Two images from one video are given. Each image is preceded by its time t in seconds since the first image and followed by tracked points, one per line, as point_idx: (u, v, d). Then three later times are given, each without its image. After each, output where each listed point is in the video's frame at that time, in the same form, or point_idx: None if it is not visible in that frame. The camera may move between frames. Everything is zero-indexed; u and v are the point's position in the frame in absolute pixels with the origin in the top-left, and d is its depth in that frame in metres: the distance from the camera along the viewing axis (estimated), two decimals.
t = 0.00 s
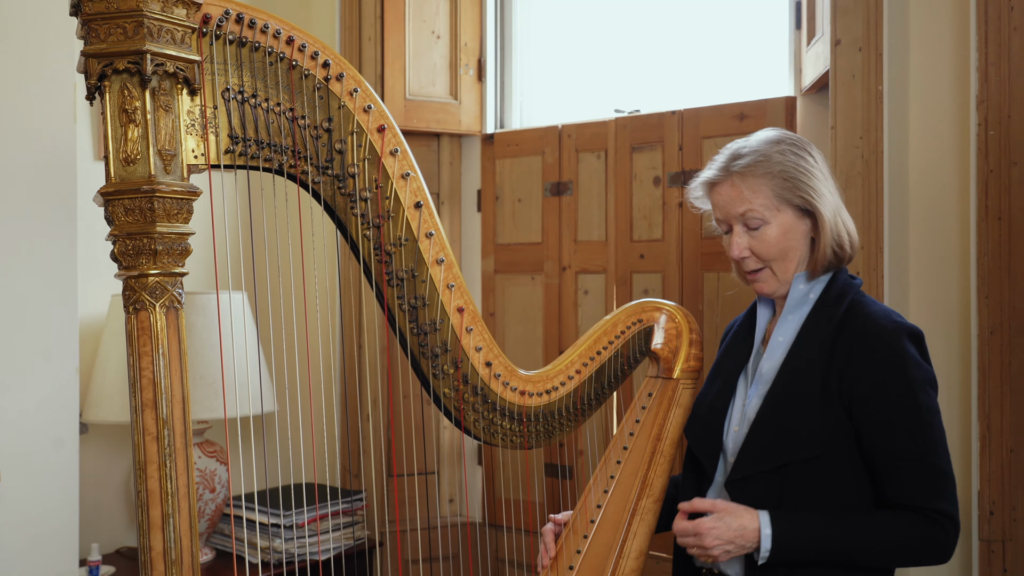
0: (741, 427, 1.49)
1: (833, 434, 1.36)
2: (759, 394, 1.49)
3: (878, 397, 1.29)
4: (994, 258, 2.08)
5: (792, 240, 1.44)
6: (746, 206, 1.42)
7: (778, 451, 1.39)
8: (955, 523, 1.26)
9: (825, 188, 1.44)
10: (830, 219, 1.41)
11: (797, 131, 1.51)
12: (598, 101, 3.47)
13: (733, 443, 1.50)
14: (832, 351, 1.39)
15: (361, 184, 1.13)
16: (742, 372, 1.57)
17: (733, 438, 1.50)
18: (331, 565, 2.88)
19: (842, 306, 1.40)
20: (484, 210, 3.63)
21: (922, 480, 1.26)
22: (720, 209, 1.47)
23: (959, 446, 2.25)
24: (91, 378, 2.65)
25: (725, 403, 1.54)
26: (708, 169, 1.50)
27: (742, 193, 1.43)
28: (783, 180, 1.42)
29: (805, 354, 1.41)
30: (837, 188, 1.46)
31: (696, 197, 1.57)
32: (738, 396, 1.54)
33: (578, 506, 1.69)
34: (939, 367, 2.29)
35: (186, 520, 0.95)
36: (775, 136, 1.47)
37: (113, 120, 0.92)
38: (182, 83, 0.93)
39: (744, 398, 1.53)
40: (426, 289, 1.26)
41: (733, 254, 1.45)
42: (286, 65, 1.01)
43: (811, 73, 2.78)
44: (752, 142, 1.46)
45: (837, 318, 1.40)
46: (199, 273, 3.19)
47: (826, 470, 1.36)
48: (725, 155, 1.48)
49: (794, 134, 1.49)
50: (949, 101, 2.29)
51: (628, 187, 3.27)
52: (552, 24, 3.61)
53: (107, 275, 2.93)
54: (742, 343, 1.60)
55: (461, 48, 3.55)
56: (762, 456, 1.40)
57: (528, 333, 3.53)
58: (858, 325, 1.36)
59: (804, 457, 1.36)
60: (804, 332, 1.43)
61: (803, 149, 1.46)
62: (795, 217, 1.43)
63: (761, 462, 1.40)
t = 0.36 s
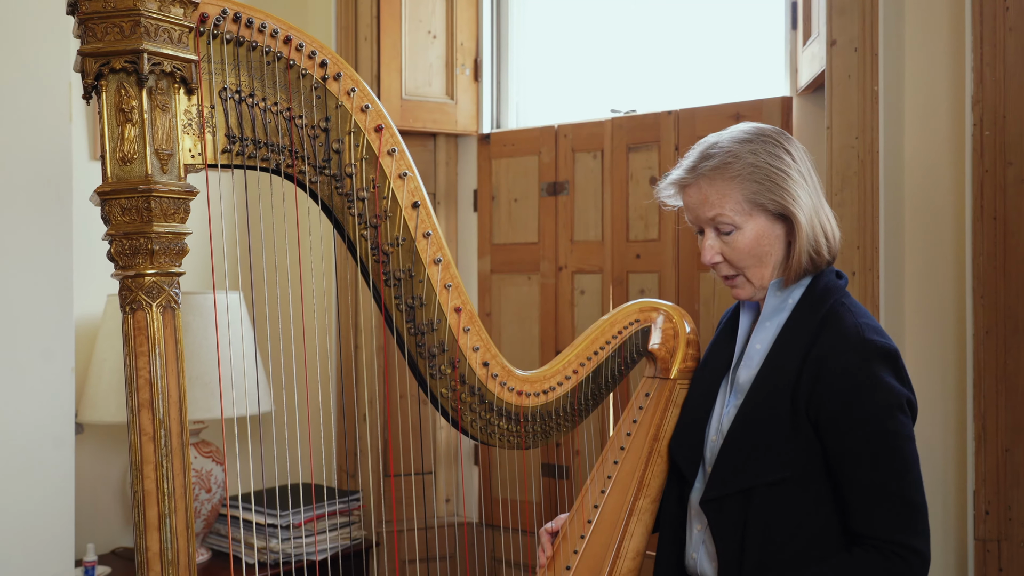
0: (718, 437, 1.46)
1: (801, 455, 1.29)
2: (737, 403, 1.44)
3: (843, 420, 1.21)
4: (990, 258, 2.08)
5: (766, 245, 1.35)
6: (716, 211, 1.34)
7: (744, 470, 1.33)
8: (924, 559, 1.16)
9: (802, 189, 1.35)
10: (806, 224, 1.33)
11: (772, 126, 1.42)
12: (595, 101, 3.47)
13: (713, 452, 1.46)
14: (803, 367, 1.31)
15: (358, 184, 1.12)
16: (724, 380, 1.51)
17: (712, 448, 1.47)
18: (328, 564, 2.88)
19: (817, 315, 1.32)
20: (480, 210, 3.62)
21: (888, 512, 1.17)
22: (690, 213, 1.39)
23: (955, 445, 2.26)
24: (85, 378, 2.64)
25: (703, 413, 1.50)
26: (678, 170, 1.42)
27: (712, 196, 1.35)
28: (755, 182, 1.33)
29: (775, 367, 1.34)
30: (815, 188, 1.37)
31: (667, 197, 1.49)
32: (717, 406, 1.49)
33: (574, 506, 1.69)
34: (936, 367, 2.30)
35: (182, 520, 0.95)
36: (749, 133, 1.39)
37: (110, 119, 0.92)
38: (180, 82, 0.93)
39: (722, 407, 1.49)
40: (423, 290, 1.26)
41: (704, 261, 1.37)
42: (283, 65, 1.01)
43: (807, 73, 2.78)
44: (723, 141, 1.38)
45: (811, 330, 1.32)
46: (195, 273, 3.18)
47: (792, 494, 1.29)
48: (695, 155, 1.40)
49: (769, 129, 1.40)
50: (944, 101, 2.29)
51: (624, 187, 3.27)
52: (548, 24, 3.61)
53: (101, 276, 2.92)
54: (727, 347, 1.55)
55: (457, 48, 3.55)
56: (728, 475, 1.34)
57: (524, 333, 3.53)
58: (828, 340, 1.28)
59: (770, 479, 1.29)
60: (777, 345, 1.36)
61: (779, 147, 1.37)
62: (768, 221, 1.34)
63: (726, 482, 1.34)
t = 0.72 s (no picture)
0: (703, 439, 1.45)
1: (786, 463, 1.28)
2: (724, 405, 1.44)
3: (830, 431, 1.21)
4: (987, 258, 2.09)
5: (760, 248, 1.34)
6: (709, 212, 1.33)
7: (728, 476, 1.32)
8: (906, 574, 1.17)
9: (799, 192, 1.33)
10: (802, 229, 1.31)
11: (772, 125, 1.40)
12: (592, 101, 3.47)
13: (697, 456, 1.46)
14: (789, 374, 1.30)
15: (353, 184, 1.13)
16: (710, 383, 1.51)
17: (697, 450, 1.46)
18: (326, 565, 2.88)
19: (808, 320, 1.31)
20: (477, 209, 3.63)
21: (871, 525, 1.17)
22: (684, 212, 1.38)
23: (952, 444, 2.26)
24: (83, 378, 2.64)
25: (690, 416, 1.49)
26: (672, 167, 1.40)
27: (706, 197, 1.33)
28: (751, 185, 1.32)
29: (763, 372, 1.33)
30: (811, 191, 1.36)
31: (659, 194, 1.47)
32: (703, 409, 1.48)
33: (571, 505, 1.69)
34: (932, 367, 2.30)
35: (177, 521, 0.95)
36: (746, 132, 1.37)
37: (104, 119, 0.92)
38: (174, 83, 0.93)
39: (709, 409, 1.48)
40: (419, 289, 1.26)
41: (696, 263, 1.36)
42: (278, 65, 1.01)
43: (804, 73, 2.78)
44: (719, 140, 1.36)
45: (801, 335, 1.30)
46: (191, 273, 3.19)
47: (776, 503, 1.28)
48: (690, 153, 1.38)
49: (767, 129, 1.38)
50: (941, 101, 2.30)
51: (621, 187, 3.27)
52: (545, 24, 3.61)
53: (99, 276, 2.92)
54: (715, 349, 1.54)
55: (454, 48, 3.55)
56: (712, 481, 1.34)
57: (521, 333, 3.53)
58: (817, 347, 1.27)
59: (754, 486, 1.29)
60: (765, 349, 1.34)
61: (776, 149, 1.36)
62: (763, 225, 1.33)
63: (709, 487, 1.33)
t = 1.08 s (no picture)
0: (697, 445, 1.45)
1: (774, 470, 1.28)
2: (716, 411, 1.44)
3: (815, 438, 1.20)
4: (987, 258, 2.09)
5: (747, 252, 1.34)
6: (696, 216, 1.33)
7: (717, 484, 1.32)
8: None
9: (787, 196, 1.32)
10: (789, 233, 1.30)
11: (763, 128, 1.39)
12: (592, 101, 3.47)
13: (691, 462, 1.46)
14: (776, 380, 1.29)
15: (355, 184, 1.12)
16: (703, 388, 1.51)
17: (691, 457, 1.46)
18: (327, 565, 2.88)
19: (796, 326, 1.30)
20: (477, 209, 3.63)
21: (856, 534, 1.16)
22: (672, 215, 1.38)
23: (952, 444, 2.26)
24: (83, 378, 2.64)
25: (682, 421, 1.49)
26: (661, 170, 1.40)
27: (692, 201, 1.34)
28: (736, 189, 1.31)
29: (751, 378, 1.33)
30: (801, 194, 1.35)
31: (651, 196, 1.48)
32: (695, 415, 1.48)
33: (572, 505, 1.69)
34: (932, 367, 2.31)
35: (179, 521, 0.95)
36: (734, 135, 1.36)
37: (106, 119, 0.92)
38: (177, 82, 0.93)
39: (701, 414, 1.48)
40: (420, 289, 1.26)
41: (684, 266, 1.36)
42: (280, 65, 1.01)
43: (805, 73, 2.78)
44: (707, 143, 1.36)
45: (789, 341, 1.30)
46: (192, 272, 3.19)
47: (764, 510, 1.28)
48: (679, 156, 1.38)
49: (757, 132, 1.37)
50: (941, 101, 2.30)
51: (622, 187, 3.27)
52: (545, 24, 3.61)
53: (99, 276, 2.92)
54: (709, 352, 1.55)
55: (454, 48, 3.55)
56: (701, 488, 1.34)
57: (521, 333, 3.53)
58: (805, 353, 1.26)
59: (742, 494, 1.29)
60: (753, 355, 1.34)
61: (764, 152, 1.35)
62: (750, 228, 1.33)
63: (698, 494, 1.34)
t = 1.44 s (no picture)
0: (700, 455, 1.45)
1: (785, 479, 1.28)
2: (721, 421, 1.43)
3: (829, 450, 1.20)
4: (987, 258, 2.09)
5: (754, 264, 1.34)
6: (704, 225, 1.33)
7: (727, 494, 1.32)
8: None
9: (796, 209, 1.33)
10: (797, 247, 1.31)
11: (775, 139, 1.39)
12: (592, 101, 3.47)
13: (693, 470, 1.46)
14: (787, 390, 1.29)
15: (355, 184, 1.12)
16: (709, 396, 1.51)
17: (693, 465, 1.46)
18: (327, 565, 2.88)
19: (807, 337, 1.30)
20: (477, 209, 3.63)
21: (869, 547, 1.16)
22: (679, 223, 1.38)
23: (952, 444, 2.26)
24: (83, 378, 2.64)
25: (687, 430, 1.49)
26: (670, 177, 1.40)
27: (701, 210, 1.34)
28: (747, 200, 1.32)
29: (761, 387, 1.32)
30: (810, 208, 1.35)
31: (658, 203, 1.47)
32: (701, 423, 1.48)
33: (572, 505, 1.69)
34: (932, 367, 2.31)
35: (180, 520, 0.95)
36: (746, 146, 1.37)
37: (106, 119, 0.92)
38: (177, 82, 0.93)
39: (707, 422, 1.48)
40: (421, 290, 1.26)
41: (690, 274, 1.36)
42: (280, 65, 1.01)
43: (805, 73, 2.78)
44: (718, 153, 1.36)
45: (800, 351, 1.29)
46: (192, 272, 3.19)
47: (773, 521, 1.28)
48: (689, 164, 1.38)
49: (768, 144, 1.37)
50: (941, 101, 2.30)
51: (622, 187, 3.27)
52: (545, 24, 3.61)
53: (100, 276, 2.92)
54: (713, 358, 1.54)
55: (454, 48, 3.55)
56: (710, 498, 1.33)
57: (521, 333, 3.53)
58: (816, 363, 1.26)
59: (752, 504, 1.29)
60: (763, 364, 1.34)
61: (776, 164, 1.35)
62: (758, 241, 1.33)
63: (707, 504, 1.33)
